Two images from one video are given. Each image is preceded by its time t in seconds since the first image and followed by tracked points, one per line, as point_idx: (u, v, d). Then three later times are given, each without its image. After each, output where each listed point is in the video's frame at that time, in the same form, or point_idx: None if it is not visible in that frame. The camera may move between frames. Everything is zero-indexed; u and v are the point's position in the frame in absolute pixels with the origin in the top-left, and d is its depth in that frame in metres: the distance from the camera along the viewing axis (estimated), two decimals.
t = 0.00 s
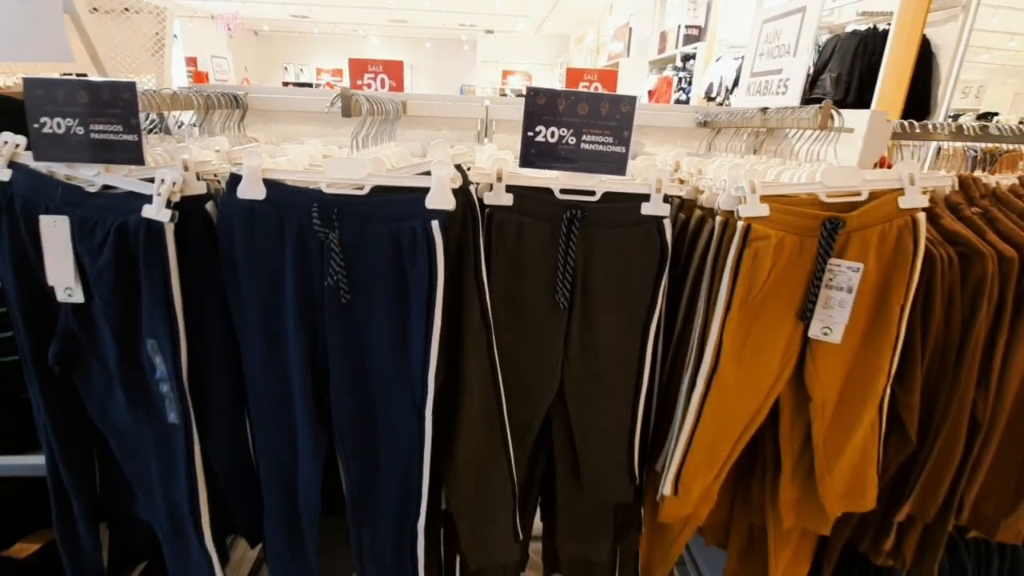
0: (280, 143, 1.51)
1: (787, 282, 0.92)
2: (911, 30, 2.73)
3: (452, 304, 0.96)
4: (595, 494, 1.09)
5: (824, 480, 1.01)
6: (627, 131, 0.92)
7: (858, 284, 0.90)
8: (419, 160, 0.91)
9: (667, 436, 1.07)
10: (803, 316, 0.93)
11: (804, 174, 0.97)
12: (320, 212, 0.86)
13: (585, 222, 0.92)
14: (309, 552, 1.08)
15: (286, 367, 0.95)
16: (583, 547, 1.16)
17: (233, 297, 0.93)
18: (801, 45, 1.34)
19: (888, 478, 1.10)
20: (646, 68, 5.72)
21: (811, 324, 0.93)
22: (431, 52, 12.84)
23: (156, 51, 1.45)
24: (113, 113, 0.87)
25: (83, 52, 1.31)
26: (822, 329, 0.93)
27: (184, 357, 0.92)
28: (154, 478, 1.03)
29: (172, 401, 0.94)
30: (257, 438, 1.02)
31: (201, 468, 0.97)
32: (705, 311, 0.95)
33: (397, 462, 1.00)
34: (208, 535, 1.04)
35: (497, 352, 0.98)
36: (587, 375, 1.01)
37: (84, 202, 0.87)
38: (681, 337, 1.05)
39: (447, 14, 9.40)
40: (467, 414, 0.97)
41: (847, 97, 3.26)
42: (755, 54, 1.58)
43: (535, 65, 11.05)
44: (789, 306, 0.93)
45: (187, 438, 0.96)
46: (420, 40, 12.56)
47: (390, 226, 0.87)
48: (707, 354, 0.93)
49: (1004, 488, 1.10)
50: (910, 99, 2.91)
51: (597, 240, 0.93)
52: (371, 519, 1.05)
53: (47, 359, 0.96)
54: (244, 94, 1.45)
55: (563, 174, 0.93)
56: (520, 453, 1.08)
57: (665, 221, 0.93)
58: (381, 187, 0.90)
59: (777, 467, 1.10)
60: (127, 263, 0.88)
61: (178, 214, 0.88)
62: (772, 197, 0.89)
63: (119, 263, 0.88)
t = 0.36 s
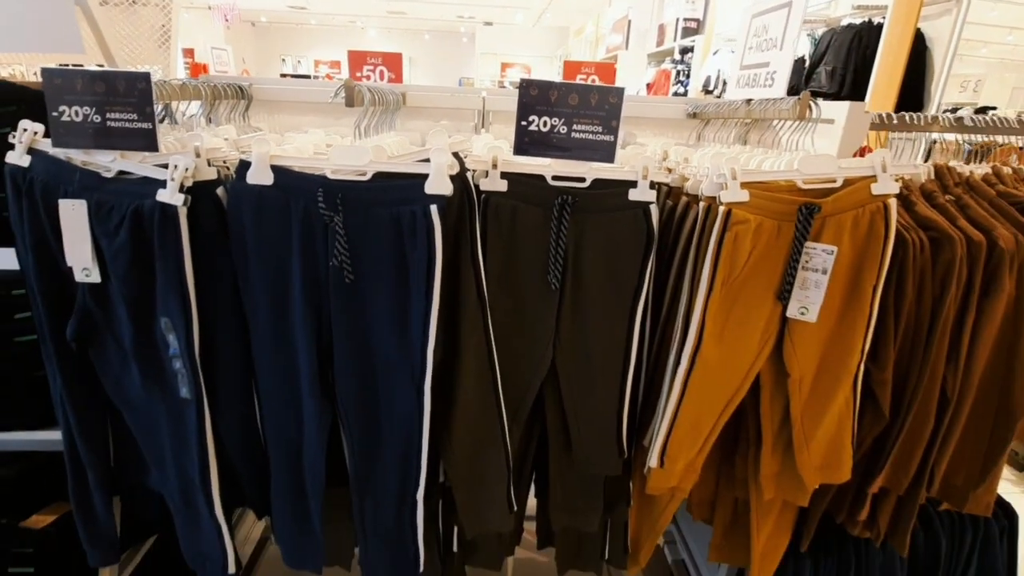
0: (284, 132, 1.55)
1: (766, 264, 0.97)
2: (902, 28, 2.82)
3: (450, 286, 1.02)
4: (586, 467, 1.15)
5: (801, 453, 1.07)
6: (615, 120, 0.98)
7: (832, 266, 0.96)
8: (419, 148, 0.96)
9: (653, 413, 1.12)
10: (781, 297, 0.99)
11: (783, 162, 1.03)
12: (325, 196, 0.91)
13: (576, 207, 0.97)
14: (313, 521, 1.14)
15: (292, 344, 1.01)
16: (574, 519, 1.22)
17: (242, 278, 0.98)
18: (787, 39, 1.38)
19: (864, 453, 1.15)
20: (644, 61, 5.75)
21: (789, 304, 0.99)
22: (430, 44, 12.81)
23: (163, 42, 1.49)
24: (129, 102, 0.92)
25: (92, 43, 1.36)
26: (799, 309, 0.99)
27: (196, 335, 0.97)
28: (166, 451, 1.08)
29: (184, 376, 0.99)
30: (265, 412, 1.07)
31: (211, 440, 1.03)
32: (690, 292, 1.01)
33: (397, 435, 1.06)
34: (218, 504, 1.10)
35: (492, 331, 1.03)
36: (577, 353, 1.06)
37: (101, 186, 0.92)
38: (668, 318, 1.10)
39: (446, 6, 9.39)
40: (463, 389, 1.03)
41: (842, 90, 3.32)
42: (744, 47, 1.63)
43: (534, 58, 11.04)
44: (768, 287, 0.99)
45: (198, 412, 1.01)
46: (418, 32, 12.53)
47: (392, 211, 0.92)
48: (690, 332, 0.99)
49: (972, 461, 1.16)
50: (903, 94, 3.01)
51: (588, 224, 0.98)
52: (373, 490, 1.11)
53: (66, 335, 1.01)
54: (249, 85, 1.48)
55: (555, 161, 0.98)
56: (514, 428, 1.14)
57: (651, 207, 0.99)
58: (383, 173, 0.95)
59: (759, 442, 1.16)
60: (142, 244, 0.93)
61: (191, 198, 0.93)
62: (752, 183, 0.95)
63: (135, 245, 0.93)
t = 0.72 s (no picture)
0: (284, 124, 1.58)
1: (750, 252, 1.01)
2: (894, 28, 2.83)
3: (446, 272, 1.05)
4: (577, 448, 1.19)
5: (784, 434, 1.11)
6: (605, 112, 1.01)
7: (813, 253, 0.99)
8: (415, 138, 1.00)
9: (643, 395, 1.16)
10: (765, 283, 1.03)
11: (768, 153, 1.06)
12: (325, 184, 0.94)
13: (567, 196, 1.00)
14: (314, 500, 1.18)
15: (293, 328, 1.04)
16: (566, 499, 1.27)
17: (244, 263, 1.01)
18: (777, 33, 1.41)
19: (846, 435, 1.20)
20: (643, 54, 5.76)
21: (772, 290, 1.02)
22: (429, 37, 12.77)
23: (164, 36, 1.52)
24: (135, 93, 0.95)
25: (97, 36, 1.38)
26: (782, 294, 1.02)
27: (200, 318, 1.01)
28: (171, 431, 1.12)
29: (189, 358, 1.03)
30: (266, 394, 1.11)
31: (215, 421, 1.06)
32: (677, 279, 1.04)
33: (394, 416, 1.09)
34: (222, 483, 1.14)
35: (487, 316, 1.07)
36: (569, 338, 1.10)
37: (109, 174, 0.95)
38: (657, 305, 1.14)
39: None
40: (459, 371, 1.06)
41: (839, 84, 3.35)
42: (736, 40, 1.66)
43: (534, 51, 11.03)
44: (751, 274, 1.03)
45: (202, 393, 1.05)
46: (418, 24, 12.49)
47: (390, 199, 0.95)
48: (677, 317, 1.03)
49: (950, 443, 1.20)
50: (900, 88, 3.04)
51: (579, 212, 1.01)
52: (371, 470, 1.15)
53: (74, 319, 1.04)
54: (250, 77, 1.51)
55: (547, 151, 1.01)
56: (508, 411, 1.18)
57: (640, 196, 1.02)
58: (381, 162, 0.98)
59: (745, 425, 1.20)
60: (148, 230, 0.96)
61: (195, 186, 0.97)
62: (737, 173, 0.98)
63: (141, 231, 0.96)
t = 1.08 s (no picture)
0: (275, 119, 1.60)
1: (729, 244, 1.04)
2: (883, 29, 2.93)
3: (433, 264, 1.08)
4: (562, 437, 1.22)
5: (763, 421, 1.14)
6: (588, 107, 1.03)
7: (789, 245, 1.02)
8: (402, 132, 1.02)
9: (626, 385, 1.20)
10: (743, 275, 1.06)
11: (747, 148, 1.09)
12: (314, 178, 0.97)
13: (551, 189, 1.03)
14: (306, 488, 1.20)
15: (283, 319, 1.07)
16: (552, 486, 1.30)
17: (236, 255, 1.04)
18: (760, 30, 1.44)
19: (824, 423, 1.23)
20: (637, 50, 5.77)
21: (750, 281, 1.06)
22: (425, 33, 12.75)
23: (156, 32, 1.54)
24: (127, 88, 0.97)
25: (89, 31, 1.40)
26: (760, 286, 1.06)
27: (193, 309, 1.03)
28: (165, 420, 1.14)
29: (182, 348, 1.05)
30: (258, 384, 1.13)
31: (208, 409, 1.09)
32: (659, 270, 1.07)
33: (384, 405, 1.12)
34: (215, 471, 1.16)
35: (474, 307, 1.09)
36: (553, 328, 1.13)
37: (102, 168, 0.97)
38: (640, 296, 1.17)
39: None
40: (446, 361, 1.09)
41: (830, 80, 3.37)
42: (721, 37, 1.69)
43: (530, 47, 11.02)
44: (730, 266, 1.06)
45: (195, 382, 1.07)
46: (413, 20, 12.45)
47: (378, 191, 0.98)
48: (658, 307, 1.06)
49: (924, 432, 1.23)
50: (889, 84, 3.07)
51: (563, 205, 1.04)
52: (361, 457, 1.18)
53: (69, 310, 1.07)
54: (241, 73, 1.52)
55: (531, 145, 1.04)
56: (494, 400, 1.21)
57: (622, 189, 1.05)
58: (369, 156, 1.01)
59: (726, 414, 1.23)
60: (141, 223, 0.98)
61: (187, 180, 0.99)
62: (715, 167, 1.01)
63: (134, 223, 0.98)
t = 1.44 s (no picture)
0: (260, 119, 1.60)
1: (711, 243, 1.05)
2: (872, 31, 3.04)
3: (417, 264, 1.08)
4: (547, 436, 1.23)
5: (746, 419, 1.15)
6: (570, 107, 1.04)
7: (770, 244, 1.03)
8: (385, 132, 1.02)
9: (611, 384, 1.20)
10: (725, 274, 1.07)
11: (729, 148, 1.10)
12: (297, 177, 0.97)
13: (535, 189, 1.03)
14: (291, 488, 1.20)
15: (267, 319, 1.07)
16: (538, 485, 1.30)
17: (219, 255, 1.03)
18: (744, 31, 1.45)
19: (807, 421, 1.24)
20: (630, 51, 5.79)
21: (732, 280, 1.06)
22: (418, 33, 12.74)
23: (142, 31, 1.53)
24: (107, 87, 0.96)
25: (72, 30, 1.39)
26: (742, 285, 1.06)
27: (176, 309, 1.03)
28: (148, 422, 1.14)
29: (165, 349, 1.05)
30: (242, 384, 1.13)
31: (191, 410, 1.08)
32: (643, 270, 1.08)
33: (368, 404, 1.12)
34: (199, 472, 1.16)
35: (458, 306, 1.09)
36: (538, 327, 1.13)
37: (83, 168, 0.97)
38: (625, 295, 1.18)
39: None
40: (430, 360, 1.09)
41: (819, 81, 3.39)
42: (707, 38, 1.70)
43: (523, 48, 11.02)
44: (712, 265, 1.06)
45: (178, 383, 1.06)
46: (407, 20, 12.43)
47: (361, 191, 0.98)
48: (641, 307, 1.06)
49: (906, 429, 1.25)
50: (878, 85, 3.09)
51: (547, 204, 1.04)
52: (347, 457, 1.17)
53: (51, 311, 1.06)
54: (226, 73, 1.52)
55: (514, 145, 1.04)
56: (480, 400, 1.21)
57: (605, 189, 1.06)
58: (352, 156, 1.01)
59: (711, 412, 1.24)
60: (122, 223, 0.98)
61: (168, 180, 0.98)
62: (697, 166, 1.02)
63: (115, 223, 0.97)
